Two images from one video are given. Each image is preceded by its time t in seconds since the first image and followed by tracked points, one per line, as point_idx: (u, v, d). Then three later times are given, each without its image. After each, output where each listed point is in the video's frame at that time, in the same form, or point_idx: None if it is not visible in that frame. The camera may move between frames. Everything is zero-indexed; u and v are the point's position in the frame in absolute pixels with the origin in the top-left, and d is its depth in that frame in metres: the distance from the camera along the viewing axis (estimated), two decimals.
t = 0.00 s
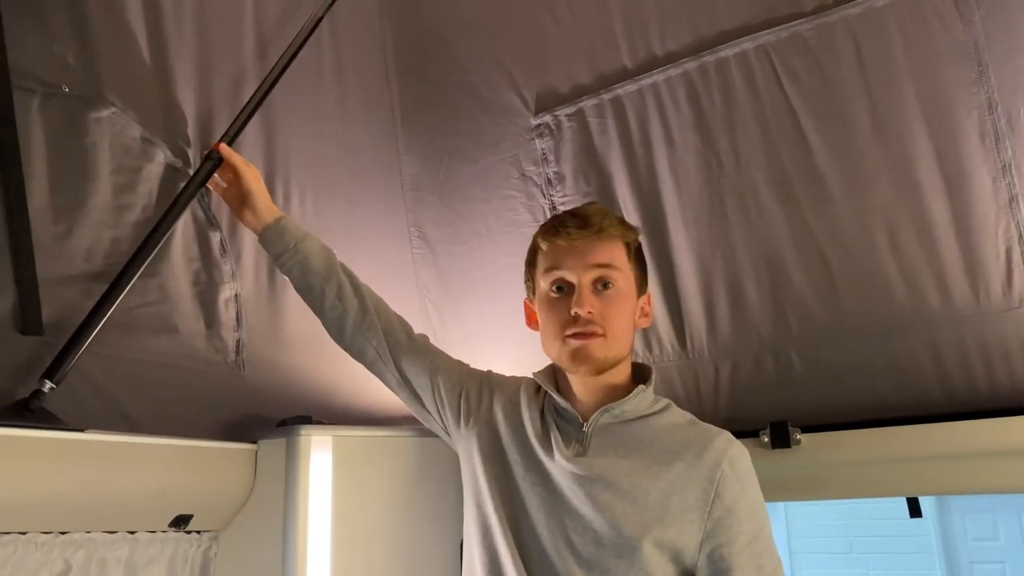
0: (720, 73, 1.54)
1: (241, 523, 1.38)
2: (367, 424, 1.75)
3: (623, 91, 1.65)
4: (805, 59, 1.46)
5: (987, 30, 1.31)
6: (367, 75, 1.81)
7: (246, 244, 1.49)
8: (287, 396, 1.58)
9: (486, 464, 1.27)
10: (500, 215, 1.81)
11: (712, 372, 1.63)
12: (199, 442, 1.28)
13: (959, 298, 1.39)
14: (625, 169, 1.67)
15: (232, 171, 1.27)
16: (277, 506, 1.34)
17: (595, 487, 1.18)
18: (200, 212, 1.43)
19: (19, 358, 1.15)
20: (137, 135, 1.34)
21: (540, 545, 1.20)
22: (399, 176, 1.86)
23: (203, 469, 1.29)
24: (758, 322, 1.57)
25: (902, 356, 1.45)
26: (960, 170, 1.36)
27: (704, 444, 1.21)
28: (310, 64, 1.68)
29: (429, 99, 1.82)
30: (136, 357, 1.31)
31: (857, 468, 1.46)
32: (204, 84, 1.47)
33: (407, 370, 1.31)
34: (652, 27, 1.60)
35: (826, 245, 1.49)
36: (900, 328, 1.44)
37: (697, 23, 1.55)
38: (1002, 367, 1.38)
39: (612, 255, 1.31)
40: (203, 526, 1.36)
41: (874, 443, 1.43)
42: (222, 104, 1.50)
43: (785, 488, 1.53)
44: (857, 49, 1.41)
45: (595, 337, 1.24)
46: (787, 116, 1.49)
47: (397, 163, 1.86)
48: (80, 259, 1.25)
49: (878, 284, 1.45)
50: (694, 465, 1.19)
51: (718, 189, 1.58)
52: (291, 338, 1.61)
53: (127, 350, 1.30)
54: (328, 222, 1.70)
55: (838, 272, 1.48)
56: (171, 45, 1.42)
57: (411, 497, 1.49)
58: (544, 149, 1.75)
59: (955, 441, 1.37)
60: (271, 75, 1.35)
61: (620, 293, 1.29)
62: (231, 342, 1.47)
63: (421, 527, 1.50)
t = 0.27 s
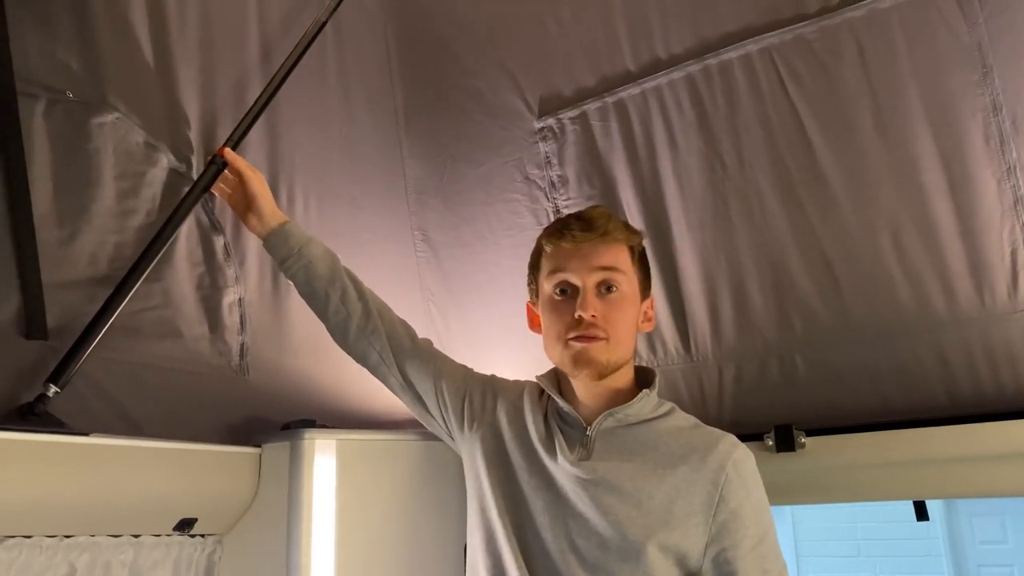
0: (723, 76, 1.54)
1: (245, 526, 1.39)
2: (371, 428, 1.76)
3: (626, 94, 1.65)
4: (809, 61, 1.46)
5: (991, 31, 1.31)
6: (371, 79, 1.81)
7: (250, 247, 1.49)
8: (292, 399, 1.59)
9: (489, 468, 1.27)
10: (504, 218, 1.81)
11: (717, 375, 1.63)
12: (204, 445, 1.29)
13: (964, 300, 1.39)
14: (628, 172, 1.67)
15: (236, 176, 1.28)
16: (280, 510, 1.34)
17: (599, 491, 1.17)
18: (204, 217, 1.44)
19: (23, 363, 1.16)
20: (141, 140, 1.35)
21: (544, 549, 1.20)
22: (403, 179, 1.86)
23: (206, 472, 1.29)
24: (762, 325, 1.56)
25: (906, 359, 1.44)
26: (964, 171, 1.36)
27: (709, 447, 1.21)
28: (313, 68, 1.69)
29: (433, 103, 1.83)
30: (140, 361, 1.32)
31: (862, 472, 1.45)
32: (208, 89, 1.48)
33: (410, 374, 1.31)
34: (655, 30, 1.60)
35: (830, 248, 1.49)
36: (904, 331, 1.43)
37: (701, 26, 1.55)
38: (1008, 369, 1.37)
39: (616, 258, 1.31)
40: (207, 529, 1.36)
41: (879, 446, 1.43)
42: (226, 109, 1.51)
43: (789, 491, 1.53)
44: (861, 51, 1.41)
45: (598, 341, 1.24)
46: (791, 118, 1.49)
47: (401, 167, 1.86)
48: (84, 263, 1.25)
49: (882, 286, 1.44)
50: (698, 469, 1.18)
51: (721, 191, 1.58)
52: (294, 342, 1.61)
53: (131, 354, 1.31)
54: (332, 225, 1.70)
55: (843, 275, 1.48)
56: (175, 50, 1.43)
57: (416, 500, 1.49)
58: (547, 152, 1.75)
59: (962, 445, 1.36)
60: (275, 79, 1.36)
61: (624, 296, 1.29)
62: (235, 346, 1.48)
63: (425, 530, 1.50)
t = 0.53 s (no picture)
0: (728, 78, 1.54)
1: (250, 529, 1.39)
2: (375, 430, 1.76)
3: (630, 96, 1.65)
4: (813, 63, 1.46)
5: (996, 33, 1.31)
6: (375, 82, 1.82)
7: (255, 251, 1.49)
8: (297, 402, 1.59)
9: (495, 471, 1.27)
10: (508, 221, 1.81)
11: (722, 378, 1.63)
12: (209, 448, 1.29)
13: (970, 303, 1.38)
14: (633, 174, 1.67)
15: (241, 179, 1.27)
16: (285, 513, 1.34)
17: (611, 492, 1.17)
18: (210, 219, 1.44)
19: (30, 366, 1.16)
20: (147, 144, 1.35)
21: (553, 550, 1.20)
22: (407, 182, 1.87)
23: (211, 476, 1.30)
24: (766, 327, 1.56)
25: (912, 362, 1.44)
26: (970, 173, 1.36)
27: (719, 449, 1.21)
28: (318, 71, 1.69)
29: (437, 106, 1.83)
30: (146, 364, 1.32)
31: (868, 475, 1.45)
32: (213, 93, 1.48)
33: (414, 378, 1.31)
34: (659, 32, 1.60)
35: (835, 250, 1.48)
36: (910, 333, 1.43)
37: (705, 28, 1.55)
38: (1014, 372, 1.37)
39: (622, 261, 1.31)
40: (212, 532, 1.36)
41: (884, 448, 1.42)
42: (231, 112, 1.51)
43: (794, 494, 1.52)
44: (866, 53, 1.41)
45: (606, 344, 1.24)
46: (795, 120, 1.49)
47: (405, 170, 1.87)
48: (90, 266, 1.26)
49: (888, 289, 1.44)
50: (709, 469, 1.19)
51: (726, 193, 1.58)
52: (299, 344, 1.62)
53: (137, 357, 1.31)
54: (337, 228, 1.71)
55: (848, 277, 1.48)
56: (181, 55, 1.43)
57: (421, 503, 1.49)
58: (552, 154, 1.75)
59: (968, 448, 1.35)
60: (282, 82, 1.36)
61: (630, 299, 1.29)
62: (240, 348, 1.48)
63: (430, 533, 1.50)
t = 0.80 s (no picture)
0: (731, 80, 1.54)
1: (254, 532, 1.39)
2: (379, 434, 1.75)
3: (633, 98, 1.64)
4: (817, 65, 1.46)
5: (1000, 34, 1.30)
6: (379, 85, 1.82)
7: (258, 255, 1.49)
8: (300, 405, 1.59)
9: (501, 475, 1.26)
10: (512, 223, 1.81)
11: (726, 380, 1.62)
12: (212, 451, 1.29)
13: (975, 305, 1.38)
14: (636, 177, 1.67)
15: (240, 187, 1.26)
16: (289, 515, 1.34)
17: (624, 492, 1.18)
18: (213, 222, 1.44)
19: (33, 369, 1.16)
20: (150, 147, 1.35)
21: (557, 554, 1.19)
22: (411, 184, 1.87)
23: (215, 478, 1.30)
24: (770, 330, 1.56)
25: (917, 365, 1.43)
26: (974, 174, 1.35)
27: (726, 446, 1.24)
28: (321, 74, 1.69)
29: (441, 108, 1.83)
30: (150, 367, 1.32)
31: (872, 478, 1.44)
32: (217, 96, 1.49)
33: (417, 382, 1.30)
34: (662, 35, 1.60)
35: (840, 252, 1.48)
36: (915, 335, 1.43)
37: (708, 30, 1.55)
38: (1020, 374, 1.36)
39: (630, 262, 1.31)
40: (215, 535, 1.36)
41: (888, 451, 1.42)
42: (235, 116, 1.51)
43: (799, 498, 1.52)
44: (869, 54, 1.41)
45: (610, 344, 1.24)
46: (799, 121, 1.49)
47: (409, 172, 1.87)
48: (94, 269, 1.26)
49: (893, 291, 1.44)
50: (719, 467, 1.21)
51: (729, 195, 1.58)
52: (302, 347, 1.62)
53: (141, 360, 1.31)
54: (341, 230, 1.70)
55: (852, 279, 1.47)
56: (185, 59, 1.44)
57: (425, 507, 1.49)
58: (555, 157, 1.75)
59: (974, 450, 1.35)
60: (285, 84, 1.36)
61: (637, 301, 1.29)
62: (244, 351, 1.48)
63: (435, 537, 1.50)
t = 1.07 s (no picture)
0: (735, 82, 1.54)
1: (259, 534, 1.39)
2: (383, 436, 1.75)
3: (637, 100, 1.65)
4: (821, 67, 1.46)
5: (1004, 36, 1.30)
6: (383, 88, 1.82)
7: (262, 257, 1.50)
8: (304, 407, 1.59)
9: (508, 476, 1.26)
10: (516, 225, 1.81)
11: (730, 382, 1.62)
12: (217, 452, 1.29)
13: (980, 306, 1.37)
14: (640, 179, 1.67)
15: (243, 189, 1.27)
16: (293, 517, 1.34)
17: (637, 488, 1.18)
18: (218, 224, 1.45)
19: (38, 371, 1.16)
20: (155, 150, 1.36)
21: (562, 556, 1.19)
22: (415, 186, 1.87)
23: (219, 480, 1.30)
24: (774, 332, 1.56)
25: (922, 367, 1.43)
26: (978, 176, 1.35)
27: (734, 443, 1.26)
28: (326, 76, 1.70)
29: (445, 111, 1.84)
30: (155, 368, 1.32)
31: (877, 479, 1.44)
32: (222, 99, 1.49)
33: (422, 384, 1.30)
34: (666, 37, 1.60)
35: (844, 254, 1.48)
36: (919, 337, 1.42)
37: (712, 32, 1.55)
38: None
39: (645, 265, 1.33)
40: (220, 537, 1.36)
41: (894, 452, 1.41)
42: (239, 118, 1.52)
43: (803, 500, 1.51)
44: (874, 56, 1.41)
45: (631, 343, 1.24)
46: (803, 123, 1.49)
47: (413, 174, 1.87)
48: (99, 272, 1.26)
49: (897, 292, 1.43)
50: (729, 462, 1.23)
51: (733, 197, 1.58)
52: (306, 350, 1.62)
53: (145, 362, 1.31)
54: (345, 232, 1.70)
55: (857, 281, 1.47)
56: (190, 62, 1.44)
57: (429, 509, 1.49)
58: (559, 159, 1.75)
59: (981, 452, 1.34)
60: (288, 87, 1.36)
61: (652, 303, 1.30)
62: (248, 353, 1.49)
63: (438, 539, 1.50)
